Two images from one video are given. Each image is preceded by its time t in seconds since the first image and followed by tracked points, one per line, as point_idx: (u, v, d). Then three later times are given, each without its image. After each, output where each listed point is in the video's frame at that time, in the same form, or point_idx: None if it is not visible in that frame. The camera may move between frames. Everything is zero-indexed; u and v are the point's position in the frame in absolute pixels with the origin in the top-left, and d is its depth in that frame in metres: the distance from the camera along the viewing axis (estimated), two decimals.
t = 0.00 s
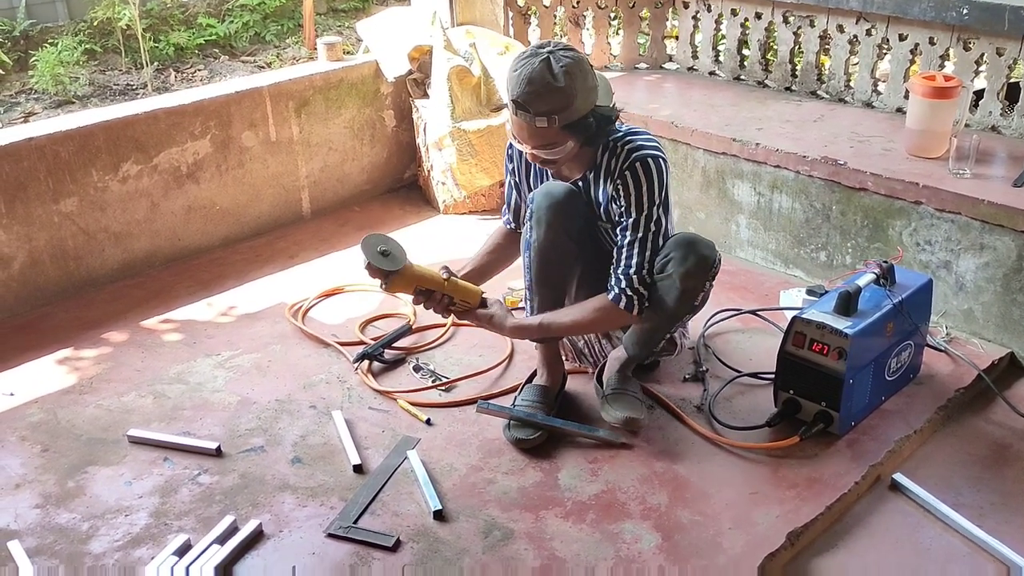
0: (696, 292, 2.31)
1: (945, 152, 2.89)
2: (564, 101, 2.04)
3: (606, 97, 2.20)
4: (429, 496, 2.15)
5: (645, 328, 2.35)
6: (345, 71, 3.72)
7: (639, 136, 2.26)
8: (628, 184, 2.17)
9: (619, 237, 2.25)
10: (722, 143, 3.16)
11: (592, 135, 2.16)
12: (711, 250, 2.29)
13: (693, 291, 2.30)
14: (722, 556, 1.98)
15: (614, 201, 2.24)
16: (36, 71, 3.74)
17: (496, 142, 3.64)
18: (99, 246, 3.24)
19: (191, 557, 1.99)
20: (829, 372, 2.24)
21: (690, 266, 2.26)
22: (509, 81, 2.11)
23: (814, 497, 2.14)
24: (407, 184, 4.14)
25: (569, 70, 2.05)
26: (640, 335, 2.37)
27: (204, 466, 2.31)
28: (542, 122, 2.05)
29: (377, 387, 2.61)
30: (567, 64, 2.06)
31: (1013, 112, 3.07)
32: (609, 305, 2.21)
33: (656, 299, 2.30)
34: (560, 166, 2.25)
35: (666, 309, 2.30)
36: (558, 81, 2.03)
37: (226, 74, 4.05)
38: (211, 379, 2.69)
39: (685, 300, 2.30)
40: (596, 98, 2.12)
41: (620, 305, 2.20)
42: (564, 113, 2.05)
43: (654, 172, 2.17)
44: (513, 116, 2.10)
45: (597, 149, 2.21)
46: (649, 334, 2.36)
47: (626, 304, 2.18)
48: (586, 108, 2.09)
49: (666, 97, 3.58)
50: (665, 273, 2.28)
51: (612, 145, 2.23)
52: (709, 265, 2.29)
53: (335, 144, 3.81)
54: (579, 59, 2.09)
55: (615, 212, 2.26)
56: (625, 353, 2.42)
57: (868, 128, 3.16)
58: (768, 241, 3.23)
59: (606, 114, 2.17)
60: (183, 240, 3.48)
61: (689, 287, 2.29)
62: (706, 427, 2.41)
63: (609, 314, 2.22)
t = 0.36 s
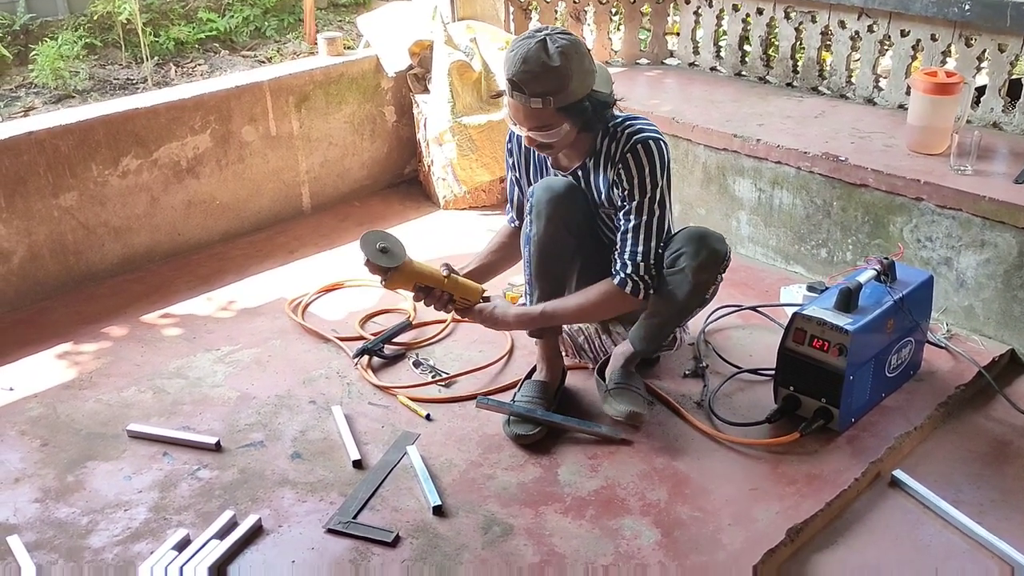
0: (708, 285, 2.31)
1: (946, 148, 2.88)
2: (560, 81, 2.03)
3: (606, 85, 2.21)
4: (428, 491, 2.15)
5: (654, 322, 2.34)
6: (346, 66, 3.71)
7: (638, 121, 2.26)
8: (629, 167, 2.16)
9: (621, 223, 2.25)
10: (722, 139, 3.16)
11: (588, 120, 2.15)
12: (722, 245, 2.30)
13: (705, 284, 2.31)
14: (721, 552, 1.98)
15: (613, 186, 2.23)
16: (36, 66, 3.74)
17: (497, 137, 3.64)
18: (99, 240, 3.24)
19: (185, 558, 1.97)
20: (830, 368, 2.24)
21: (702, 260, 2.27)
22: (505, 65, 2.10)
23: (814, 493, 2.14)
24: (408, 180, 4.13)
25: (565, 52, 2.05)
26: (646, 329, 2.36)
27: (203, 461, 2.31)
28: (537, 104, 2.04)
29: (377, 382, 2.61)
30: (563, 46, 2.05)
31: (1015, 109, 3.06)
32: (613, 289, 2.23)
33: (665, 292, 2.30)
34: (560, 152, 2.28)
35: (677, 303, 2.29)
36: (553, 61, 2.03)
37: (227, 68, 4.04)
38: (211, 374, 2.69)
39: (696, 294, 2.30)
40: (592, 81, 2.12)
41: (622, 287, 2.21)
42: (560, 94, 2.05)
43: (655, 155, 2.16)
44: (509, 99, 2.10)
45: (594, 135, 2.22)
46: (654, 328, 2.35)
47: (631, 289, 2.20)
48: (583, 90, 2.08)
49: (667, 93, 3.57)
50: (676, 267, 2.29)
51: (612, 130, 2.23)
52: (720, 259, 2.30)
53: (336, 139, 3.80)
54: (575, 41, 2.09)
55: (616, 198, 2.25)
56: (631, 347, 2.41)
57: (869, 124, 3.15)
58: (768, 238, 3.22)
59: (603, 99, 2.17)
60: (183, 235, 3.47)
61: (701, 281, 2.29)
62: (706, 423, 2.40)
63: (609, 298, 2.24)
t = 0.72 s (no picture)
0: (700, 281, 2.31)
1: (947, 144, 2.88)
2: (593, 57, 2.07)
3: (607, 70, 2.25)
4: (427, 486, 2.15)
5: (649, 317, 2.34)
6: (345, 61, 3.71)
7: (640, 114, 2.27)
8: (634, 159, 2.17)
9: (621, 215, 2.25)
10: (722, 134, 3.15)
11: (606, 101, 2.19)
12: (713, 239, 2.29)
13: (697, 279, 2.30)
14: (720, 547, 1.98)
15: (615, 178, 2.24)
16: (34, 59, 3.73)
17: (497, 131, 3.61)
18: (97, 235, 3.23)
19: (178, 556, 1.96)
20: (829, 363, 2.24)
21: (695, 255, 2.26)
22: (525, 60, 2.08)
23: (813, 489, 2.14)
24: (407, 175, 4.12)
25: (582, 31, 2.09)
26: (640, 325, 2.35)
27: (202, 456, 2.31)
28: (583, 83, 2.06)
29: (376, 377, 2.60)
30: (576, 30, 2.08)
31: (1015, 104, 3.05)
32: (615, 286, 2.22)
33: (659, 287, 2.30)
34: (561, 143, 2.31)
35: (671, 298, 2.29)
36: (582, 38, 2.06)
37: (226, 63, 4.02)
38: (210, 368, 2.68)
39: (689, 290, 2.30)
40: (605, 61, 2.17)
41: (621, 281, 2.21)
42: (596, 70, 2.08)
43: (659, 147, 2.17)
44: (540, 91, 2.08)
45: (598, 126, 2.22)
46: (648, 324, 2.35)
47: (628, 281, 2.21)
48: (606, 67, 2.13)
49: (667, 88, 3.56)
50: (669, 262, 2.28)
51: (615, 123, 2.24)
52: (712, 254, 2.29)
53: (335, 134, 3.79)
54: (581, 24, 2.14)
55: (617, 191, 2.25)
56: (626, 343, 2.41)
57: (870, 120, 3.14)
58: (768, 233, 3.22)
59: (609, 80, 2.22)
60: (182, 229, 3.46)
61: (694, 275, 2.28)
62: (705, 419, 2.40)
63: (612, 292, 2.23)
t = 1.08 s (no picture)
0: (699, 279, 2.30)
1: (945, 143, 2.88)
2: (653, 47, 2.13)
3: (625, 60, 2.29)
4: (425, 485, 2.14)
5: (647, 316, 2.34)
6: (342, 58, 3.70)
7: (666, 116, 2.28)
8: (656, 156, 2.18)
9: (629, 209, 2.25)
10: (721, 133, 3.15)
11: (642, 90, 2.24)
12: (713, 237, 2.27)
13: (697, 276, 2.28)
14: (719, 547, 1.98)
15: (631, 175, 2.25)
16: (31, 56, 3.72)
17: (495, 129, 3.55)
18: (94, 233, 3.22)
19: (175, 556, 1.96)
20: (827, 362, 2.24)
21: (694, 252, 2.24)
22: (602, 55, 2.05)
23: (811, 488, 2.14)
24: (405, 173, 4.11)
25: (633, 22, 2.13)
26: (639, 324, 2.35)
27: (199, 455, 2.30)
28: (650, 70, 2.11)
29: (374, 375, 2.60)
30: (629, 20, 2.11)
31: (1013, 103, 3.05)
32: (608, 276, 2.21)
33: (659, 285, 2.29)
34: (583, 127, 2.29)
35: (668, 296, 2.29)
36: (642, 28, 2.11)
37: (224, 59, 4.00)
38: (207, 367, 2.68)
39: (688, 287, 2.29)
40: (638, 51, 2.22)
41: (617, 272, 2.20)
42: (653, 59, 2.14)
43: (682, 149, 2.19)
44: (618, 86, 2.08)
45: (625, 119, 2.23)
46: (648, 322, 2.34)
47: (622, 271, 2.19)
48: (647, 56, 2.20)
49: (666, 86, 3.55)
50: (669, 259, 2.26)
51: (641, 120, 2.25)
52: (711, 251, 2.28)
53: (333, 132, 3.79)
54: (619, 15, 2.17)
55: (631, 186, 2.26)
56: (626, 342, 2.41)
57: (868, 118, 3.14)
58: (766, 232, 3.21)
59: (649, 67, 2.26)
60: (179, 227, 3.46)
61: (694, 273, 2.27)
62: (703, 417, 2.40)
63: (605, 284, 2.22)
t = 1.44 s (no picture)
0: (706, 279, 2.33)
1: (941, 142, 2.88)
2: (587, 55, 2.08)
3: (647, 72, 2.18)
4: (420, 485, 2.14)
5: (650, 317, 2.35)
6: (338, 57, 3.69)
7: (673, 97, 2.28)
8: (665, 131, 2.18)
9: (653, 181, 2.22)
10: (716, 132, 3.14)
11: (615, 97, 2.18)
12: (722, 239, 2.31)
13: (704, 277, 2.32)
14: (714, 546, 1.98)
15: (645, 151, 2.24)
16: (26, 56, 3.70)
17: (493, 129, 3.51)
18: (89, 233, 3.21)
19: (170, 557, 1.95)
20: (823, 361, 2.24)
21: (702, 254, 2.28)
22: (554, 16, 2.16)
23: (807, 488, 2.14)
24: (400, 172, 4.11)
25: (607, 24, 2.07)
26: (641, 324, 2.36)
27: (194, 455, 2.29)
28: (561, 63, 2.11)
29: (369, 375, 2.59)
30: (600, 19, 2.07)
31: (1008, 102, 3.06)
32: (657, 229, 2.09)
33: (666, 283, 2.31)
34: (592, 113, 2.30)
35: (673, 296, 2.33)
36: (590, 32, 2.07)
37: (219, 59, 3.99)
38: (202, 367, 2.67)
39: (695, 287, 2.32)
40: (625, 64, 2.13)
41: (669, 226, 2.09)
42: (587, 66, 2.10)
43: (690, 123, 2.18)
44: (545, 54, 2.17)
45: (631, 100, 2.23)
46: (653, 322, 2.35)
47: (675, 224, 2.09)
48: (612, 71, 2.11)
49: (661, 85, 3.55)
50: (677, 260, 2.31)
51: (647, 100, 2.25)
52: (720, 253, 2.30)
53: (328, 131, 3.78)
54: (621, 20, 2.10)
55: (644, 162, 2.25)
56: (625, 342, 2.41)
57: (864, 117, 3.14)
58: (762, 231, 3.21)
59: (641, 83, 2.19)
60: (174, 227, 3.45)
61: (700, 273, 2.30)
62: (699, 417, 2.40)
63: (654, 240, 2.08)
